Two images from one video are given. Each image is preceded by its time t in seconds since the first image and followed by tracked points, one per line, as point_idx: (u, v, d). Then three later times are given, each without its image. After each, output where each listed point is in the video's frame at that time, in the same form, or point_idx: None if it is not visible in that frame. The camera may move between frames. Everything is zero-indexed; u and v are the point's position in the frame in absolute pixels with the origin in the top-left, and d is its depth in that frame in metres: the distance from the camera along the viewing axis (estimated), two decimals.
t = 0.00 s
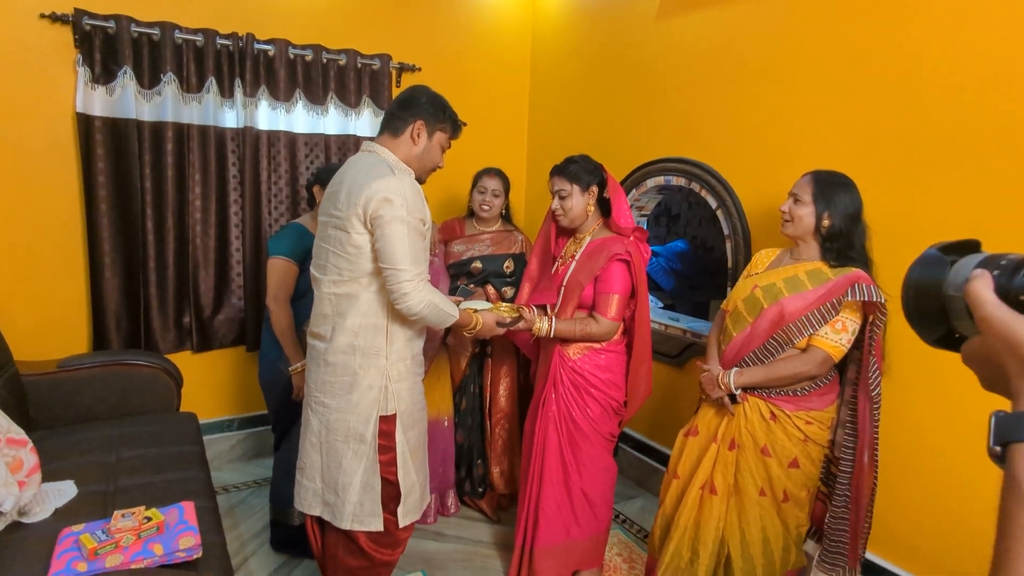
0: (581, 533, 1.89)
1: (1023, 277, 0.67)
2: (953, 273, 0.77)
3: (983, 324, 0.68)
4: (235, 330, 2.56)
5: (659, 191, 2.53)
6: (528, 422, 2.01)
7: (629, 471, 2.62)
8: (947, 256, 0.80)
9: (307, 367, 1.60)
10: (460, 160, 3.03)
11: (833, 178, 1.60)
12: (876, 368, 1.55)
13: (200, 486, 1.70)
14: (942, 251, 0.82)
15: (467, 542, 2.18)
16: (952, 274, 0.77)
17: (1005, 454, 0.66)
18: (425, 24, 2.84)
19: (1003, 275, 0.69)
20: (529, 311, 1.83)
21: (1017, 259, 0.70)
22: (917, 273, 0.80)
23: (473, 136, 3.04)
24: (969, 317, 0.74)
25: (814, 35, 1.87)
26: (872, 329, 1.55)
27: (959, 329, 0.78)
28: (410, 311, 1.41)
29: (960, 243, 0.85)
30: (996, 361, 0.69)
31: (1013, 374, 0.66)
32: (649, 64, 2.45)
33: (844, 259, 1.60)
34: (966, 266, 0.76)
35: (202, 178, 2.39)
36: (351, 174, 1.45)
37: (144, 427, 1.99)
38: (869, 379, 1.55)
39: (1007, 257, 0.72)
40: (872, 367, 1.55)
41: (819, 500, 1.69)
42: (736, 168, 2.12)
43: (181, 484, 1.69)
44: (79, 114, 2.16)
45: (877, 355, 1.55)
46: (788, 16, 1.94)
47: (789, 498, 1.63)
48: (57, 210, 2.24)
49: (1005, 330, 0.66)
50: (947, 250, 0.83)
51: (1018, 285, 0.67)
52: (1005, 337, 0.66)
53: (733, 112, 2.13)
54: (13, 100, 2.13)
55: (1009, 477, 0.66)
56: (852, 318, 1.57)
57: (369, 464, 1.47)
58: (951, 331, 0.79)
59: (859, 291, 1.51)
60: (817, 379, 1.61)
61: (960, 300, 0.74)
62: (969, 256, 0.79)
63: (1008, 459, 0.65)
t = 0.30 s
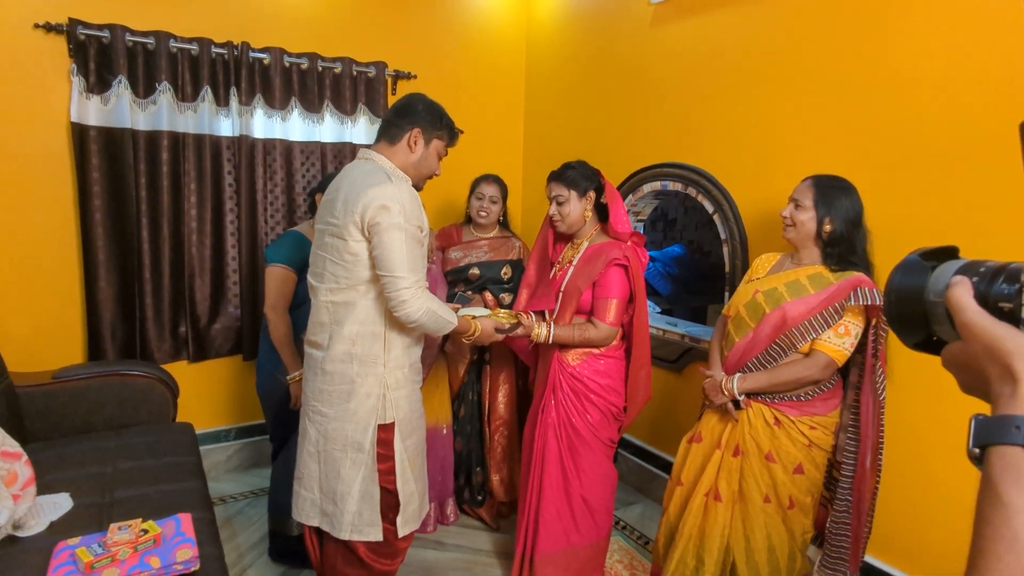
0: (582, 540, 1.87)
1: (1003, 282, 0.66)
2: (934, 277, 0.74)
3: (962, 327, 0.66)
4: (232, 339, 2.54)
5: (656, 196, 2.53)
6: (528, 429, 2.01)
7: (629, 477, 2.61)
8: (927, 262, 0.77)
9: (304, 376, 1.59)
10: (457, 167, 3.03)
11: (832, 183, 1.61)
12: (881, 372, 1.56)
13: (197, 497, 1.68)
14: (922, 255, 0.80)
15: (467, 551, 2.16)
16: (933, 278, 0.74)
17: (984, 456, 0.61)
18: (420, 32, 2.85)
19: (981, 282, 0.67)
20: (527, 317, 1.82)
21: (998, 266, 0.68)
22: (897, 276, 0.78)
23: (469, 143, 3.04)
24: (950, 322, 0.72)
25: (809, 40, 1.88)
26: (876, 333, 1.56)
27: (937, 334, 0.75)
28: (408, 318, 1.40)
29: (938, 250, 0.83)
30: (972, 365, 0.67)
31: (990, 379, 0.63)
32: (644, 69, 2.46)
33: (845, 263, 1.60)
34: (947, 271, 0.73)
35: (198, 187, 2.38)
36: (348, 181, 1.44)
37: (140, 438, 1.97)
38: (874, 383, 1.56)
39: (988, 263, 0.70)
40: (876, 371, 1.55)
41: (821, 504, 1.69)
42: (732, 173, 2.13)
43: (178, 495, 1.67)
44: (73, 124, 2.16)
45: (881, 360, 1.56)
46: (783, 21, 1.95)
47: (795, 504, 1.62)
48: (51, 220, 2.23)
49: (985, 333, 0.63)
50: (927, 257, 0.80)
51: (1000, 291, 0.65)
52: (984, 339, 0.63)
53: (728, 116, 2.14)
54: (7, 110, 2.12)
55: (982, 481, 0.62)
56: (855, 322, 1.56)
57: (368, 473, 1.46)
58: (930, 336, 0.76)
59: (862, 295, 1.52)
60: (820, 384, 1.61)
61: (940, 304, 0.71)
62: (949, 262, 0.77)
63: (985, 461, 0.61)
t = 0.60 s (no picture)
0: (581, 546, 1.87)
1: (995, 286, 0.64)
2: (925, 281, 0.72)
3: (953, 331, 0.65)
4: (228, 347, 2.54)
5: (652, 201, 2.54)
6: (525, 434, 2.00)
7: (627, 482, 2.60)
8: (920, 266, 0.75)
9: (301, 385, 1.59)
10: (452, 173, 3.04)
11: (827, 187, 1.62)
12: (876, 374, 1.56)
13: (193, 507, 1.67)
14: (914, 259, 0.79)
15: (465, 558, 2.15)
16: (924, 282, 0.73)
17: (971, 458, 0.61)
18: (415, 38, 2.86)
19: (973, 287, 0.66)
20: (524, 323, 1.82)
21: (990, 269, 0.67)
22: (889, 280, 0.76)
23: (466, 149, 3.05)
24: (943, 327, 0.70)
25: (801, 45, 1.89)
26: (872, 335, 1.56)
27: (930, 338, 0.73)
28: (405, 325, 1.40)
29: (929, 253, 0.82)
30: (962, 369, 0.66)
31: (980, 383, 0.63)
32: (638, 75, 2.47)
33: (842, 266, 1.61)
34: (939, 275, 0.72)
35: (193, 195, 2.38)
36: (344, 189, 1.44)
37: (136, 447, 1.96)
38: (868, 386, 1.56)
39: (980, 266, 0.68)
40: (872, 375, 1.55)
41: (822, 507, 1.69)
42: (727, 177, 2.14)
43: (173, 505, 1.66)
44: (68, 133, 2.15)
45: (876, 363, 1.56)
46: (776, 27, 1.96)
47: (795, 509, 1.62)
48: (47, 229, 2.23)
49: (977, 337, 0.62)
50: (918, 262, 0.79)
51: (992, 295, 0.64)
52: (974, 343, 0.62)
53: (723, 121, 2.14)
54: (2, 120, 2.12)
55: (969, 482, 0.61)
56: (853, 323, 1.57)
57: (365, 481, 1.45)
58: (922, 341, 0.75)
59: (858, 297, 1.52)
60: (819, 387, 1.61)
61: (933, 309, 0.69)
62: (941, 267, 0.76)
63: (972, 463, 0.61)
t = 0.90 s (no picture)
0: (581, 552, 1.86)
1: (979, 291, 0.65)
2: (914, 288, 0.73)
3: (938, 336, 0.65)
4: (225, 354, 2.53)
5: (649, 205, 2.54)
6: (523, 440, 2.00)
7: (626, 487, 2.60)
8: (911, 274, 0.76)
9: (299, 393, 1.58)
10: (449, 178, 3.03)
11: (823, 191, 1.63)
12: (875, 377, 1.55)
13: (190, 516, 1.66)
14: (904, 265, 0.80)
15: (464, 565, 2.14)
16: (913, 288, 0.73)
17: (951, 459, 0.60)
18: (411, 44, 2.86)
19: (958, 292, 0.66)
20: (521, 329, 1.83)
21: (976, 275, 0.67)
22: (880, 285, 0.76)
23: (463, 154, 3.05)
24: (930, 330, 0.70)
25: (795, 49, 1.89)
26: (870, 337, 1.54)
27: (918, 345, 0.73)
28: (402, 332, 1.39)
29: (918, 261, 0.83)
30: (948, 373, 0.65)
31: (962, 386, 0.62)
32: (634, 79, 2.47)
33: (838, 269, 1.61)
34: (927, 281, 0.72)
35: (190, 202, 2.38)
36: (340, 196, 1.44)
37: (132, 456, 1.95)
38: (869, 388, 1.55)
39: (967, 273, 0.69)
40: (871, 375, 1.55)
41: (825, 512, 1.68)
42: (722, 181, 2.14)
43: (170, 514, 1.65)
44: (64, 141, 2.15)
45: (876, 364, 1.55)
46: (770, 32, 1.97)
47: (799, 515, 1.60)
48: (43, 237, 2.22)
49: (960, 340, 0.62)
50: (909, 269, 0.80)
51: (977, 300, 0.64)
52: (958, 346, 0.62)
53: (719, 125, 2.15)
54: None
55: (948, 484, 0.60)
56: (850, 327, 1.55)
57: (363, 489, 1.45)
58: (913, 346, 0.75)
59: (854, 300, 1.52)
60: (818, 391, 1.61)
61: (920, 314, 0.69)
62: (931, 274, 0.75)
63: (952, 464, 0.59)
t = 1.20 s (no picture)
0: (580, 555, 1.86)
1: (949, 291, 0.67)
2: (889, 289, 0.74)
3: (911, 334, 0.67)
4: (224, 359, 2.53)
5: (647, 208, 2.54)
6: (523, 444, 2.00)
7: (626, 490, 2.60)
8: (885, 276, 0.77)
9: (298, 397, 1.58)
10: (448, 181, 3.04)
11: (816, 193, 1.64)
12: (873, 375, 1.56)
13: (189, 521, 1.65)
14: (877, 269, 0.81)
15: (463, 569, 2.14)
16: (888, 289, 0.74)
17: (924, 450, 0.63)
18: (409, 48, 2.87)
19: (929, 292, 0.69)
20: (521, 332, 1.82)
21: (946, 276, 0.69)
22: (854, 288, 0.77)
23: (461, 157, 3.05)
24: (905, 330, 0.71)
25: (792, 52, 1.90)
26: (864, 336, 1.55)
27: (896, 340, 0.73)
28: (401, 336, 1.39)
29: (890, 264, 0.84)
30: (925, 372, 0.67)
31: (935, 382, 0.65)
32: (632, 82, 2.48)
33: (830, 270, 1.62)
34: (896, 284, 0.73)
35: (188, 207, 2.38)
36: (339, 200, 1.44)
37: (131, 462, 1.95)
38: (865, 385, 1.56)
39: (937, 275, 0.71)
40: (868, 374, 1.56)
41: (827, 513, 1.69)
42: (721, 184, 2.14)
43: (169, 519, 1.65)
44: (61, 146, 2.15)
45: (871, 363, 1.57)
46: (767, 34, 1.97)
47: (795, 514, 1.60)
48: (41, 243, 2.22)
49: (934, 338, 0.64)
50: (883, 272, 0.81)
51: (946, 300, 0.67)
52: (931, 344, 0.65)
53: (716, 128, 2.15)
54: None
55: (922, 473, 0.63)
56: (843, 327, 1.57)
57: (363, 493, 1.44)
58: (888, 346, 0.76)
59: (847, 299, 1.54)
60: (813, 391, 1.61)
61: (896, 314, 0.70)
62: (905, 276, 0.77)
63: (926, 455, 0.62)
